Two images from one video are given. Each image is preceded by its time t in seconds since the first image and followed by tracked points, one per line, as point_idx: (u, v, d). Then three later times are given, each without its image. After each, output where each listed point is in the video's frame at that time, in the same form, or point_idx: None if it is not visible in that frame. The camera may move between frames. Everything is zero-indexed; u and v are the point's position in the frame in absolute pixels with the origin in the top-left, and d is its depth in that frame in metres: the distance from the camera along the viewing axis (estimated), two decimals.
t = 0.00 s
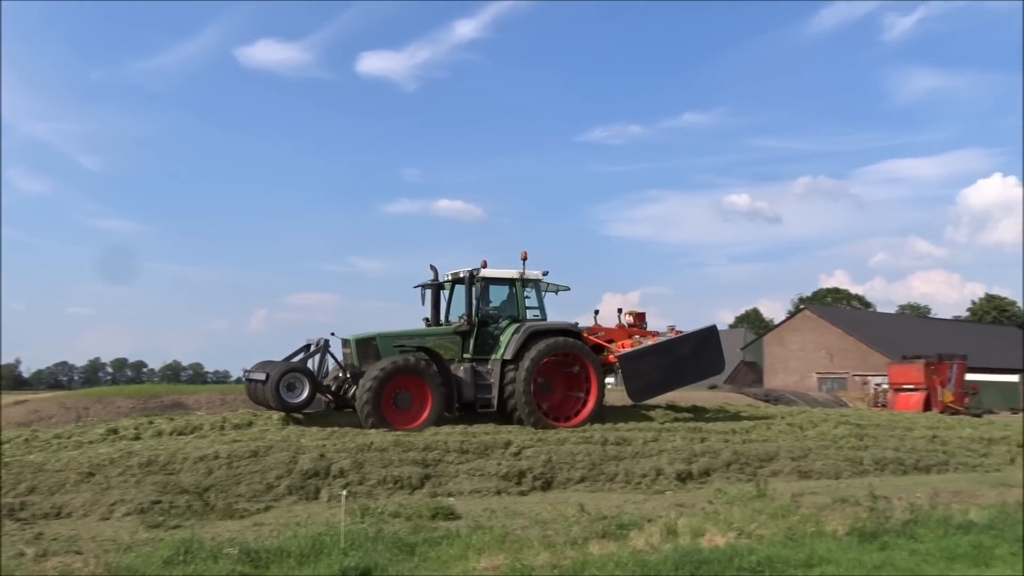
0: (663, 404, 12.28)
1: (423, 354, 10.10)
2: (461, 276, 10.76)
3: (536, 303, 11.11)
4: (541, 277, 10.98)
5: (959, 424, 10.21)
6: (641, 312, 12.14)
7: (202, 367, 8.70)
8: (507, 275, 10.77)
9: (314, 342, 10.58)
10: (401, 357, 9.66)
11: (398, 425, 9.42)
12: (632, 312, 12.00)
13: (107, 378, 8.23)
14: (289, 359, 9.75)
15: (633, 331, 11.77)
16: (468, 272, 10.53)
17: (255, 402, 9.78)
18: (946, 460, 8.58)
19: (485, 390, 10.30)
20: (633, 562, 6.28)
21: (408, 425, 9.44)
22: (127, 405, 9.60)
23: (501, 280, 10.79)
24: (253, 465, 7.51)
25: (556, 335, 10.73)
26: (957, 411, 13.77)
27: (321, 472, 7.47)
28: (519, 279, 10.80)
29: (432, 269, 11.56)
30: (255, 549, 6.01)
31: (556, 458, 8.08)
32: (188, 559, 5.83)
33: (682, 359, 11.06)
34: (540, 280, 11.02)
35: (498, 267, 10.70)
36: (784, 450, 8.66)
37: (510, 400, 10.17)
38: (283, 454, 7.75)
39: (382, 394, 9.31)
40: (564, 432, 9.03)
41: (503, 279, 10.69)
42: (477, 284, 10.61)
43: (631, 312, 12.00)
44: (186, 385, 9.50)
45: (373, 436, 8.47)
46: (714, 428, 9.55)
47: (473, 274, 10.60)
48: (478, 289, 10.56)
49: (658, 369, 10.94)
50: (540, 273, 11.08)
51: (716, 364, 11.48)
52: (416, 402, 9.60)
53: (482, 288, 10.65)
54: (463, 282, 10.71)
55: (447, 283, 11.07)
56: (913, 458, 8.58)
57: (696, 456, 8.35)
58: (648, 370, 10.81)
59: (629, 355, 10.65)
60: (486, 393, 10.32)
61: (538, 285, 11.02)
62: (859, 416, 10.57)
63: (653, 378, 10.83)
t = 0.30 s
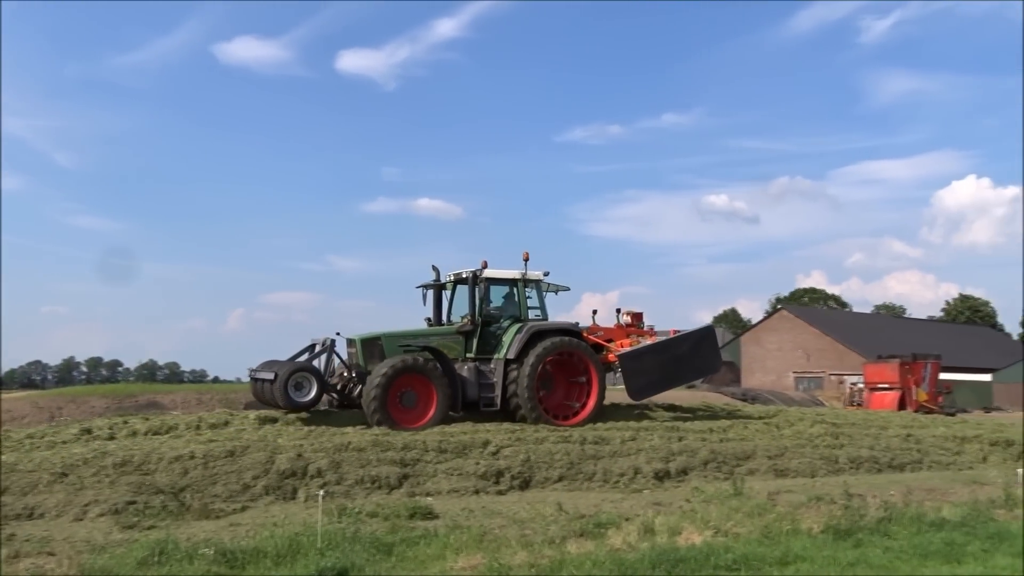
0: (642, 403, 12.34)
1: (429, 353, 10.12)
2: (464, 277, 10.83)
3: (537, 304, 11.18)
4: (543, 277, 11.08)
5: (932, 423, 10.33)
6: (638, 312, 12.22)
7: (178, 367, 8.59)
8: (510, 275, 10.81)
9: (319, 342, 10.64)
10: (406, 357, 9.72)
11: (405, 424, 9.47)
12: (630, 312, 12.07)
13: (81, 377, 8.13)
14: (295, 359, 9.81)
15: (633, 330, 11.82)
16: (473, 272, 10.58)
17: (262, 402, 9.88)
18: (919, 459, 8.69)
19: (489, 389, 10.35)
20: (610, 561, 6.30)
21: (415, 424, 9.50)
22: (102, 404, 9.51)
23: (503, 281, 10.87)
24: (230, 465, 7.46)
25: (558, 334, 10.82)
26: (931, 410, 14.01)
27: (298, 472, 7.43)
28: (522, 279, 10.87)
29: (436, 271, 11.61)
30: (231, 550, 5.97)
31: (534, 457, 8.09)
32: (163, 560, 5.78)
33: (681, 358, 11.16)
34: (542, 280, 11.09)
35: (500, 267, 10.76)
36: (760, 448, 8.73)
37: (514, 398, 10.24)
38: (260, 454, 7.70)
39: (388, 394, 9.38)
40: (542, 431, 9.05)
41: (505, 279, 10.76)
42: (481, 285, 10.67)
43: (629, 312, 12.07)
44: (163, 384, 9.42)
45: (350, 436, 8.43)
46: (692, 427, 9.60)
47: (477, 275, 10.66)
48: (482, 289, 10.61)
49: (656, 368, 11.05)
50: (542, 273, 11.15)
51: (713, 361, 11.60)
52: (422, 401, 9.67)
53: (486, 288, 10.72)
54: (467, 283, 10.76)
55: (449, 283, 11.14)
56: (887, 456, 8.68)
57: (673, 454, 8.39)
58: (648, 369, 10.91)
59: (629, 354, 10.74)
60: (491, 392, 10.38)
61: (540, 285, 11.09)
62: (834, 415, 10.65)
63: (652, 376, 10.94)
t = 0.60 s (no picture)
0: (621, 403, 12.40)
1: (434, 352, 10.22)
2: (470, 278, 11.00)
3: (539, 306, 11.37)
4: (545, 279, 11.29)
5: (905, 422, 10.45)
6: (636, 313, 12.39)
7: (152, 366, 8.50)
8: (515, 277, 11.00)
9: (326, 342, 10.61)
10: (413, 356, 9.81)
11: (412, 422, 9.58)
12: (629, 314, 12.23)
13: (53, 376, 8.03)
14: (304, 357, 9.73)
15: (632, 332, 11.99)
16: (478, 274, 10.77)
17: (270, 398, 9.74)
18: (892, 458, 8.79)
19: (493, 388, 10.49)
20: (586, 560, 6.31)
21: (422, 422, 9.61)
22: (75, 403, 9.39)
23: (508, 282, 11.05)
24: (204, 464, 7.40)
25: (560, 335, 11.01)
26: (903, 410, 14.12)
27: (273, 471, 7.38)
28: (525, 281, 11.06)
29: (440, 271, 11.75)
30: (204, 550, 5.92)
31: (511, 456, 8.10)
32: (135, 560, 5.73)
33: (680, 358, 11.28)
34: (544, 282, 11.29)
35: (504, 269, 10.95)
36: (735, 447, 8.79)
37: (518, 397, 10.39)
38: (235, 453, 7.64)
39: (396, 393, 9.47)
40: (519, 430, 9.06)
41: (510, 281, 10.94)
42: (485, 287, 10.85)
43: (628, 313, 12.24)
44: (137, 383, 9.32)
45: (326, 435, 8.38)
46: (667, 426, 9.65)
47: (482, 276, 10.86)
48: (487, 291, 10.80)
49: (656, 368, 11.16)
50: (544, 275, 11.35)
51: (710, 363, 11.74)
52: (429, 399, 9.79)
53: (492, 289, 10.90)
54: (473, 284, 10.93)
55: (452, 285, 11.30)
56: (861, 455, 8.77)
57: (649, 453, 8.43)
58: (648, 369, 11.01)
59: (631, 354, 10.84)
60: (494, 390, 10.52)
61: (542, 287, 11.29)
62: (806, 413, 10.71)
63: (652, 377, 11.04)
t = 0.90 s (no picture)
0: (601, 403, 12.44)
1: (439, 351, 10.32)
2: (473, 279, 11.08)
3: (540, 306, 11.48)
4: (548, 280, 11.39)
5: (880, 421, 10.57)
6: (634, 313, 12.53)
7: (129, 365, 8.42)
8: (518, 278, 11.12)
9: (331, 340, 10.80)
10: (419, 355, 9.91)
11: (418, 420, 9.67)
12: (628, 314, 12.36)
13: (28, 374, 7.93)
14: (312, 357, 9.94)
15: (632, 332, 12.13)
16: (483, 274, 10.85)
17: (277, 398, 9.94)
18: (867, 457, 8.89)
19: (496, 387, 10.61)
20: (564, 559, 6.33)
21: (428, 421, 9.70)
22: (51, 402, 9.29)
23: (511, 282, 11.15)
24: (180, 464, 7.34)
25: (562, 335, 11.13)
26: (879, 410, 14.24)
27: (250, 471, 7.34)
28: (529, 282, 11.17)
29: (442, 271, 11.86)
30: (180, 550, 5.87)
31: (489, 455, 8.10)
32: (109, 561, 5.67)
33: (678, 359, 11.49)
34: (546, 282, 11.40)
35: (508, 270, 11.04)
36: (713, 446, 8.85)
37: (520, 397, 10.51)
38: (211, 452, 7.59)
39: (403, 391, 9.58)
40: (498, 429, 9.06)
41: (514, 281, 11.05)
42: (490, 287, 10.94)
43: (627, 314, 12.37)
44: (112, 382, 9.23)
45: (304, 435, 8.35)
46: (646, 425, 9.68)
47: (486, 277, 10.93)
48: (492, 291, 10.89)
49: (655, 368, 11.37)
50: (546, 276, 11.45)
51: (706, 363, 11.95)
52: (434, 397, 9.87)
53: (495, 289, 10.99)
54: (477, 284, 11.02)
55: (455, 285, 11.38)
56: (837, 454, 8.86)
57: (628, 452, 8.46)
58: (647, 369, 11.22)
59: (630, 355, 11.03)
60: (497, 390, 10.63)
61: (544, 288, 11.40)
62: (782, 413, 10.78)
63: (651, 376, 11.26)
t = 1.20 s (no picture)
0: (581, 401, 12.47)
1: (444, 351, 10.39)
2: (477, 278, 11.13)
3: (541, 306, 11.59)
4: (550, 280, 11.48)
5: (855, 419, 10.67)
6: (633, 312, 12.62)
7: (103, 363, 8.32)
8: (522, 278, 11.22)
9: (336, 342, 10.97)
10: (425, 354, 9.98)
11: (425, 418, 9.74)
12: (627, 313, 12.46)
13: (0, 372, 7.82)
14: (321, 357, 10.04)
15: (631, 331, 12.23)
16: (487, 273, 10.93)
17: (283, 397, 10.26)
18: (842, 454, 8.98)
19: (500, 386, 10.69)
20: (541, 557, 6.34)
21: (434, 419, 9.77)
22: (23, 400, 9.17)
23: (514, 282, 11.24)
24: (154, 463, 7.28)
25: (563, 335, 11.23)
26: (854, 408, 14.38)
27: (226, 470, 7.29)
28: (531, 282, 11.28)
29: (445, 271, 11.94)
30: (154, 550, 5.82)
31: (467, 454, 8.10)
32: (81, 561, 5.61)
33: (677, 357, 11.64)
34: (548, 283, 11.50)
35: (511, 270, 11.14)
36: (691, 444, 8.90)
37: (524, 395, 10.60)
38: (187, 451, 7.53)
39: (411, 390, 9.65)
40: (476, 428, 9.05)
41: (517, 281, 11.15)
42: (493, 287, 11.02)
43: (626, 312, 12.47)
44: (86, 380, 9.12)
45: (281, 433, 8.31)
46: (623, 424, 9.71)
47: (490, 276, 11.02)
48: (497, 290, 10.98)
49: (655, 366, 11.52)
50: (548, 276, 11.55)
51: (705, 361, 12.10)
52: (440, 396, 9.97)
53: (499, 289, 11.09)
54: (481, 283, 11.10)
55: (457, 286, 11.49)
56: (812, 452, 8.94)
57: (605, 451, 8.50)
58: (647, 367, 11.38)
59: (630, 353, 11.18)
60: (501, 388, 10.71)
61: (546, 288, 11.50)
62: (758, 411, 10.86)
63: (651, 374, 11.41)
